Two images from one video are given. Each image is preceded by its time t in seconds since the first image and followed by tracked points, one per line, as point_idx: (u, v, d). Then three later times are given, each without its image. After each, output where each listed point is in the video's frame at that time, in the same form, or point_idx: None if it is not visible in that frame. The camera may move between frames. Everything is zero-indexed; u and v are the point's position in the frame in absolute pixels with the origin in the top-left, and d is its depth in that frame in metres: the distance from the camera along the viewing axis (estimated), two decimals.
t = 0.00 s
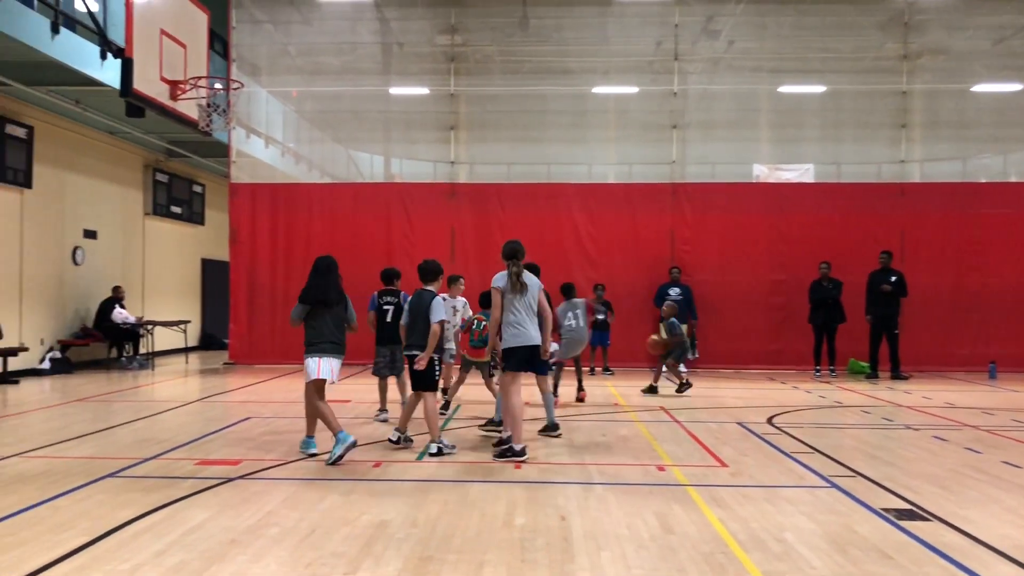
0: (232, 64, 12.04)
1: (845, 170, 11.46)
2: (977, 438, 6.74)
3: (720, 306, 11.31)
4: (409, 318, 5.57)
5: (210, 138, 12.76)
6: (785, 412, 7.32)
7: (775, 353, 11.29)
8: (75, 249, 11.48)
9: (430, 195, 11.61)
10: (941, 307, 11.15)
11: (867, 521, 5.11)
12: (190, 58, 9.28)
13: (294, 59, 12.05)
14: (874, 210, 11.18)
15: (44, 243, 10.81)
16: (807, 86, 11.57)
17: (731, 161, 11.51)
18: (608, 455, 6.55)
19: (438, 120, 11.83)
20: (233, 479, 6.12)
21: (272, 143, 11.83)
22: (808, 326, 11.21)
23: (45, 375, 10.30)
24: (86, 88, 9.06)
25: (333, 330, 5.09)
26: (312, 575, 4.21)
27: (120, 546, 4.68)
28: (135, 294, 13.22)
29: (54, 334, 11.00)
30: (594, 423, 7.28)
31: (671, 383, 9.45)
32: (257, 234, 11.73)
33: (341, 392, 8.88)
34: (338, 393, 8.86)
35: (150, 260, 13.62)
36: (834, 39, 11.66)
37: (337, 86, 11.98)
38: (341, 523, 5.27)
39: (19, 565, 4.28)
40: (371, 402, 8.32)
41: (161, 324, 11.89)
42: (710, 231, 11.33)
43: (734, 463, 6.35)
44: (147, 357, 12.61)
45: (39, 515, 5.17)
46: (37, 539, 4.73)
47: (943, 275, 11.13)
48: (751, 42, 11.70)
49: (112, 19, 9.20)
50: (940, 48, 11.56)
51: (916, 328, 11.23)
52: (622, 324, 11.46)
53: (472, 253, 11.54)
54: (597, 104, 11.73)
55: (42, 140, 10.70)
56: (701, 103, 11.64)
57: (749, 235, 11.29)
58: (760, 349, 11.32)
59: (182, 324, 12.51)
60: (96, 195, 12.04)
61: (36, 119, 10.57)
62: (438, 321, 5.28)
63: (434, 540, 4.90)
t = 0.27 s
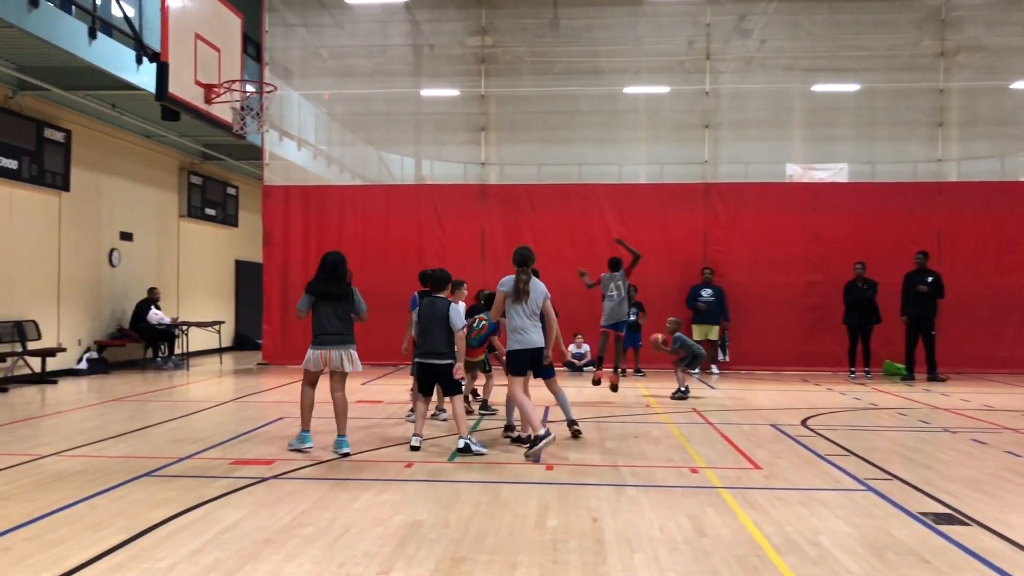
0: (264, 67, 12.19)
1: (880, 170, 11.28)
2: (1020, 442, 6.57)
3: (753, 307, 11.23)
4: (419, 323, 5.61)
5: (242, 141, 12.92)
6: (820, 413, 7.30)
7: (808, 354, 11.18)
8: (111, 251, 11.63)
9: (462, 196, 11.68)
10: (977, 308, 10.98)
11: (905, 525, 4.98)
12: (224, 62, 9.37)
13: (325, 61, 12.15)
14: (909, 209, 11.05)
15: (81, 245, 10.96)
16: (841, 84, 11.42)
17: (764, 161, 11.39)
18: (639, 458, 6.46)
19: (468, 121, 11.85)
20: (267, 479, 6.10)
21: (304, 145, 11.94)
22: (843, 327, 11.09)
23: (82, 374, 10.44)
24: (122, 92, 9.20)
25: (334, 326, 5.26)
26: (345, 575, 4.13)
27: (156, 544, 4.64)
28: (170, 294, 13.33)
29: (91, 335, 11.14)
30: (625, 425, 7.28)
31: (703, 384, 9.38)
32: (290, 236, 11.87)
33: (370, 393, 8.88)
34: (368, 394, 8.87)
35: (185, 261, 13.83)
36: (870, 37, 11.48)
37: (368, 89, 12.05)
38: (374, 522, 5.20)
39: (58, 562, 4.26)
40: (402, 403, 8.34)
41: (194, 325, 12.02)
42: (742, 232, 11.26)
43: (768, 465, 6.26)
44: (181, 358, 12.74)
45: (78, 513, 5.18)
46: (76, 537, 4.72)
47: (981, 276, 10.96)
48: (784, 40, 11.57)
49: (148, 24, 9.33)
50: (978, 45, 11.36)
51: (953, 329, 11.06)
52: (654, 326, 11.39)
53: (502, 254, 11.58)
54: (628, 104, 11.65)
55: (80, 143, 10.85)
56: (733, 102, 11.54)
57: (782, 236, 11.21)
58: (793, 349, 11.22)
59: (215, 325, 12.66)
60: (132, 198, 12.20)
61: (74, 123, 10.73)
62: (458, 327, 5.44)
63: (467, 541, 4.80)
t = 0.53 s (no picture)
0: (289, 70, 12.29)
1: (907, 171, 11.17)
2: None
3: (778, 309, 11.15)
4: (431, 318, 5.78)
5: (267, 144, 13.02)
6: (846, 418, 7.25)
7: (833, 357, 11.09)
8: (138, 253, 11.74)
9: (485, 198, 11.70)
10: (1006, 310, 10.83)
11: (932, 529, 4.88)
12: (250, 65, 9.46)
13: (349, 64, 12.21)
14: (937, 211, 10.94)
15: (108, 247, 11.08)
16: (867, 84, 11.31)
17: (789, 162, 11.33)
18: (663, 461, 6.42)
19: (492, 123, 11.86)
20: (291, 480, 6.09)
21: (328, 147, 12.02)
22: (870, 330, 10.98)
23: (108, 375, 10.56)
24: (149, 95, 9.29)
25: (331, 330, 5.63)
26: None
27: (182, 543, 4.63)
28: (195, 296, 13.45)
29: (117, 335, 11.25)
30: (648, 428, 7.24)
31: (727, 387, 9.35)
32: (315, 238, 11.98)
33: (391, 395, 8.88)
34: (389, 396, 8.87)
35: (211, 262, 13.99)
36: (897, 36, 11.34)
37: (391, 91, 12.10)
38: (398, 524, 5.15)
39: (88, 560, 4.25)
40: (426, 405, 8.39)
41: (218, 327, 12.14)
42: (768, 233, 11.19)
43: (794, 468, 6.19)
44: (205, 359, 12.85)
45: (106, 512, 5.18)
46: (104, 536, 4.71)
47: (1010, 278, 10.81)
48: (810, 41, 11.47)
49: (175, 28, 9.44)
50: (1008, 43, 11.20)
51: (981, 332, 10.92)
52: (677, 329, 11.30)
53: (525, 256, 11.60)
54: (652, 105, 11.58)
55: (107, 146, 10.97)
56: (758, 103, 11.47)
57: (807, 237, 11.13)
58: (818, 352, 11.12)
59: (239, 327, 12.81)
60: (158, 200, 12.31)
61: (102, 126, 10.85)
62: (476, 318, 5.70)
63: (491, 543, 4.74)
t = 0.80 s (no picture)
0: (307, 74, 12.35)
1: (926, 175, 11.09)
2: None
3: (795, 314, 11.09)
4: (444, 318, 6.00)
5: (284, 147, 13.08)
6: (864, 423, 7.29)
7: (851, 362, 11.02)
8: (156, 255, 11.83)
9: (501, 201, 11.71)
10: None
11: (951, 536, 4.77)
12: (268, 69, 9.49)
13: (366, 67, 12.24)
14: (957, 215, 10.85)
15: (128, 249, 11.16)
16: (886, 88, 11.25)
17: (806, 165, 11.27)
18: (678, 466, 6.35)
19: (508, 126, 11.87)
20: (307, 482, 6.00)
21: (345, 150, 12.06)
22: (888, 335, 10.91)
23: (128, 377, 10.70)
24: (168, 98, 9.38)
25: (338, 334, 5.80)
26: None
27: (197, 543, 4.57)
28: (212, 298, 13.57)
29: (136, 337, 11.34)
30: (665, 433, 7.24)
31: (744, 392, 9.31)
32: (332, 241, 12.06)
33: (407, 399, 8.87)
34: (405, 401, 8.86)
35: (228, 265, 14.07)
36: (916, 40, 11.28)
37: (408, 94, 12.13)
38: (413, 526, 5.02)
39: (105, 561, 4.20)
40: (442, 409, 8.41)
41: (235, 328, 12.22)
42: (786, 237, 11.14)
43: (811, 474, 6.11)
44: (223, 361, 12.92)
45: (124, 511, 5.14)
46: (121, 536, 4.65)
47: None
48: (828, 44, 11.42)
49: (193, 31, 9.51)
50: None
51: (1002, 337, 10.81)
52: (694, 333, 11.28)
53: (542, 259, 11.61)
54: (669, 108, 11.56)
55: (126, 149, 11.05)
56: (776, 107, 11.43)
57: (826, 241, 11.07)
58: (836, 357, 11.07)
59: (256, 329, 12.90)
60: (177, 202, 12.39)
61: (122, 130, 10.96)
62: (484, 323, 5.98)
63: (506, 546, 4.63)
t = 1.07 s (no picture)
0: (321, 78, 12.41)
1: (942, 180, 11.05)
2: None
3: (809, 320, 11.06)
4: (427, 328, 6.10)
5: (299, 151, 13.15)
6: (877, 429, 7.32)
7: (865, 368, 10.98)
8: (171, 257, 11.89)
9: (515, 205, 11.73)
10: None
11: (967, 543, 4.69)
12: (283, 73, 9.54)
13: (381, 71, 12.29)
14: (972, 220, 10.80)
15: (142, 250, 11.22)
16: (901, 93, 11.21)
17: (821, 170, 11.25)
18: (690, 471, 6.31)
19: (522, 130, 11.88)
20: (321, 484, 5.94)
21: (359, 154, 12.12)
22: (902, 342, 10.87)
23: (142, 379, 10.76)
24: (185, 102, 9.49)
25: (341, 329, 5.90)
26: None
27: (212, 545, 4.51)
28: (227, 301, 13.66)
29: (150, 339, 11.41)
30: (677, 438, 7.25)
31: (757, 398, 9.29)
32: (346, 244, 12.11)
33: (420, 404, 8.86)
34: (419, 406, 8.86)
35: (241, 267, 14.14)
36: (931, 45, 11.24)
37: (422, 98, 12.17)
38: (426, 529, 4.93)
39: (121, 561, 4.17)
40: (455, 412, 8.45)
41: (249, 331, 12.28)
42: (800, 242, 11.10)
43: (825, 480, 6.05)
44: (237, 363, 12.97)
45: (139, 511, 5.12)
46: (135, 537, 4.61)
47: None
48: (843, 49, 11.39)
49: (210, 34, 9.62)
50: None
51: (1017, 344, 10.75)
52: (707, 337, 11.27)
53: (554, 263, 11.62)
54: (682, 113, 11.55)
55: (142, 152, 11.12)
56: (791, 111, 11.41)
57: (840, 247, 11.04)
58: (850, 363, 11.03)
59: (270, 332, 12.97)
60: (192, 204, 12.45)
61: (139, 134, 11.04)
62: (468, 329, 6.01)
63: (519, 550, 4.54)
